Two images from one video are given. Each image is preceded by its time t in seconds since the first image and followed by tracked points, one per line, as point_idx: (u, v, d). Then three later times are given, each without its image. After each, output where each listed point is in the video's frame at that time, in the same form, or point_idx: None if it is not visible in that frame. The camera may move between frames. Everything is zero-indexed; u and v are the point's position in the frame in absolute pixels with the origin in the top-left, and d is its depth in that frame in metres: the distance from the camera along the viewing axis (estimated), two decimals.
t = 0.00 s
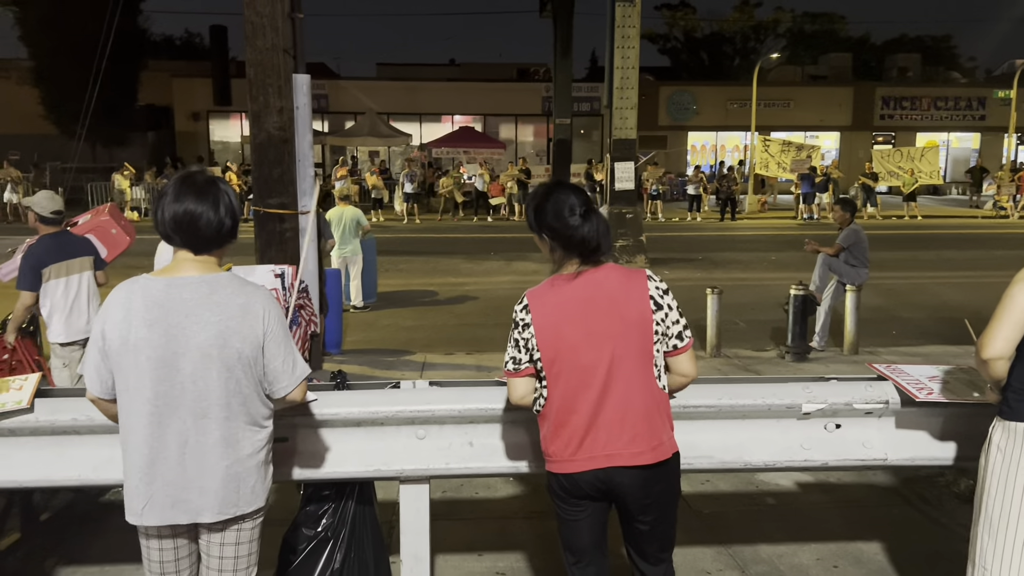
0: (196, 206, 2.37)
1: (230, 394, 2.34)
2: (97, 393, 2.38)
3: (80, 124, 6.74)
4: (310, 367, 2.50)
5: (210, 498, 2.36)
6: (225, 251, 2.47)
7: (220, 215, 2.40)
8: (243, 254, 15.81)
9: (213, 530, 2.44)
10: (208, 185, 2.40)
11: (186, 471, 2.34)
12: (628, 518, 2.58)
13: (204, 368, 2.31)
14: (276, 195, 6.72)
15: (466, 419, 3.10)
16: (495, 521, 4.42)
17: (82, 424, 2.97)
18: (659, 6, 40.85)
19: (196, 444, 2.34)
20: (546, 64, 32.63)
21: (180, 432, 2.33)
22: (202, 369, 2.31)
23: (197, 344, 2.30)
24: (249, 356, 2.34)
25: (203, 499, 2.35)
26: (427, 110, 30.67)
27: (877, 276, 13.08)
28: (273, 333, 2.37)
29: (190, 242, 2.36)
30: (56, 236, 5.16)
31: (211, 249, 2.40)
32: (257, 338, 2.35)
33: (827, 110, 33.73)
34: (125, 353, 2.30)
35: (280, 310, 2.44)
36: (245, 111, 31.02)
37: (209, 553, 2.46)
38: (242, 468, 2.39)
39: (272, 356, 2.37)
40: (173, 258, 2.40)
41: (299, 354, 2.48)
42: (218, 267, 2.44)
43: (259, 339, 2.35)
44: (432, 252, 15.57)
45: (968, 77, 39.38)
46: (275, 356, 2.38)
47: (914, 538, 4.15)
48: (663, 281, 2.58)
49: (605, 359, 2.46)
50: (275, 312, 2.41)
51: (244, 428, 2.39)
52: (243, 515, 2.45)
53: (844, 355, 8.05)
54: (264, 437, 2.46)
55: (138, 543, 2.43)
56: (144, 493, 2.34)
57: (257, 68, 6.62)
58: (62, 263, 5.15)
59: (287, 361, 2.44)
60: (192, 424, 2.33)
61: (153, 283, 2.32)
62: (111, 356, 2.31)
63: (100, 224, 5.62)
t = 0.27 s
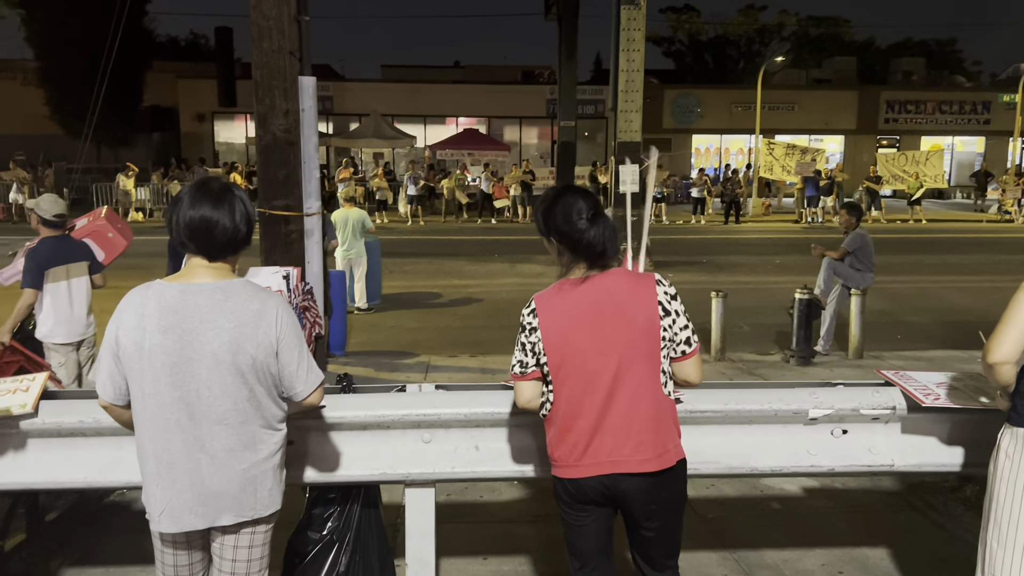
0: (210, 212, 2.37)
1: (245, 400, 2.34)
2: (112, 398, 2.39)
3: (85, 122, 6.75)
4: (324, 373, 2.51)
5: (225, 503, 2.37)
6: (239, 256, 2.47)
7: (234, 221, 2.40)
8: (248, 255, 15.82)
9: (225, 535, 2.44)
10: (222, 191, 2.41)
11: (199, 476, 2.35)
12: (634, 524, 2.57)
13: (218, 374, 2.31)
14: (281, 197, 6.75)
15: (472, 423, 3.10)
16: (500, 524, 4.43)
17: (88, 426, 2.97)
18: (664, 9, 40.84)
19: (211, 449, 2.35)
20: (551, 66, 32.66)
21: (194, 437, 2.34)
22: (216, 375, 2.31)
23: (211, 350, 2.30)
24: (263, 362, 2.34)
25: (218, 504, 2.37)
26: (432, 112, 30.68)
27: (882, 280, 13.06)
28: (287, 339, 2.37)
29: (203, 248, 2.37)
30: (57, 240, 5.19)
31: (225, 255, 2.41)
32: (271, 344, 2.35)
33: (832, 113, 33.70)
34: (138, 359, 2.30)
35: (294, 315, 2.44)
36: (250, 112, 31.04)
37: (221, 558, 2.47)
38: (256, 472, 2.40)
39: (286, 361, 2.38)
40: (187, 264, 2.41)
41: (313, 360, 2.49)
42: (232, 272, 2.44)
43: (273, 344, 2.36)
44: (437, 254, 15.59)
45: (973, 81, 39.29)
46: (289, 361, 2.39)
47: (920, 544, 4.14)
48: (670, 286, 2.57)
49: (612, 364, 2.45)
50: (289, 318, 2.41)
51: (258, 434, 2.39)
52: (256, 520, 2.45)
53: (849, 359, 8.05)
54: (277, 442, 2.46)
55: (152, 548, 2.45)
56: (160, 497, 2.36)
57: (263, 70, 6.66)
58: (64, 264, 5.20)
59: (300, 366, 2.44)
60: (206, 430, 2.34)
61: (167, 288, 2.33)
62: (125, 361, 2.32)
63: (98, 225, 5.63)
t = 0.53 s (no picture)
0: (217, 212, 2.37)
1: (256, 401, 2.35)
2: (124, 400, 2.40)
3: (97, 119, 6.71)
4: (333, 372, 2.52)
5: (237, 503, 2.38)
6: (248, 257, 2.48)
7: (242, 221, 2.41)
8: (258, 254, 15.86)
9: (236, 536, 2.45)
10: (229, 193, 2.41)
11: (210, 478, 2.36)
12: (643, 526, 2.57)
13: (229, 374, 2.32)
14: (290, 197, 6.77)
15: (480, 422, 3.10)
16: (508, 524, 4.43)
17: (99, 425, 2.98)
18: (675, 8, 40.74)
19: (223, 450, 2.36)
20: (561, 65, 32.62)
21: (206, 438, 2.35)
22: (227, 375, 2.32)
23: (222, 350, 2.31)
24: (274, 361, 2.35)
25: (230, 504, 2.38)
26: (441, 112, 30.70)
27: (893, 280, 12.99)
28: (297, 338, 2.38)
29: (213, 250, 2.37)
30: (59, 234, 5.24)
31: (235, 255, 2.41)
32: (282, 344, 2.36)
33: (843, 113, 33.53)
34: (150, 360, 2.31)
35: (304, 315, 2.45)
36: (260, 111, 31.10)
37: (232, 558, 2.48)
38: (268, 472, 2.41)
39: (297, 361, 2.39)
40: (196, 266, 2.42)
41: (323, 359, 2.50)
42: (241, 274, 2.45)
43: (284, 344, 2.37)
44: (446, 253, 15.59)
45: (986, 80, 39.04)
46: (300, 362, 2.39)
47: (930, 546, 4.12)
48: (681, 288, 2.56)
49: (623, 367, 2.45)
50: (299, 318, 2.42)
51: (270, 434, 2.40)
52: (267, 520, 2.46)
53: (859, 361, 8.01)
54: (288, 442, 2.47)
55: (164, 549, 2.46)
56: (172, 499, 2.37)
57: (274, 70, 6.66)
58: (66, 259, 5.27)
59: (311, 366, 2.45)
60: (217, 429, 2.35)
61: (178, 290, 2.34)
62: (137, 363, 2.33)
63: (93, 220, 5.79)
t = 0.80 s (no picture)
0: (224, 205, 2.38)
1: (264, 392, 2.38)
2: (129, 393, 2.40)
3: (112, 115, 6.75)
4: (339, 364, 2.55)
5: (244, 494, 2.40)
6: (254, 251, 2.50)
7: (248, 214, 2.41)
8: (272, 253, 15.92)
9: (244, 528, 2.47)
10: (234, 185, 2.41)
11: (218, 468, 2.38)
12: (652, 523, 2.57)
13: (238, 364, 2.34)
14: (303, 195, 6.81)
15: (489, 418, 3.11)
16: (518, 521, 4.43)
17: (111, 419, 3.01)
18: (689, 6, 40.58)
19: (230, 442, 2.37)
20: (574, 64, 32.54)
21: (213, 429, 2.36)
22: (235, 364, 2.34)
23: (231, 342, 2.33)
24: (281, 351, 2.38)
25: (237, 496, 2.40)
26: (455, 110, 30.71)
27: (909, 279, 12.88)
28: (303, 328, 2.41)
29: (220, 243, 2.38)
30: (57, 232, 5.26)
31: (241, 249, 2.43)
32: (290, 336, 2.39)
33: (859, 111, 33.27)
34: (157, 353, 2.32)
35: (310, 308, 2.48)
36: (275, 110, 31.19)
37: (239, 550, 2.50)
38: (276, 463, 2.43)
39: (304, 352, 2.42)
40: (203, 259, 2.42)
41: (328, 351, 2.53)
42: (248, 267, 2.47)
43: (291, 336, 2.39)
44: (459, 252, 15.60)
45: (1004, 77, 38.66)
46: (306, 351, 2.43)
47: (943, 545, 4.09)
48: (692, 284, 2.55)
49: (633, 362, 2.44)
50: (306, 309, 2.45)
51: (277, 425, 2.43)
52: (274, 511, 2.49)
53: (873, 359, 7.96)
54: (295, 433, 2.50)
55: (170, 541, 2.48)
56: (178, 491, 2.38)
57: (286, 68, 6.71)
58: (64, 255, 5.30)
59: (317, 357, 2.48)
60: (225, 420, 2.36)
61: (185, 282, 2.35)
62: (145, 355, 2.33)
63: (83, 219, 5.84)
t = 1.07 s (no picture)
0: (237, 199, 2.38)
1: (275, 383, 2.37)
2: (145, 384, 2.42)
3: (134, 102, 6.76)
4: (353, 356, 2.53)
5: (257, 485, 2.41)
6: (268, 244, 2.49)
7: (260, 208, 2.41)
8: (293, 250, 16.01)
9: (259, 518, 2.50)
10: (248, 180, 2.41)
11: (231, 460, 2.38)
12: (669, 517, 2.57)
13: (250, 356, 2.34)
14: (324, 190, 6.84)
15: (505, 411, 3.12)
16: (535, 515, 4.44)
17: (134, 410, 3.05)
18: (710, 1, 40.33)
19: (242, 434, 2.38)
20: (595, 60, 32.46)
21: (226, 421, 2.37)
22: (248, 357, 2.34)
23: (244, 334, 2.33)
24: (294, 344, 2.38)
25: (250, 486, 2.41)
26: (475, 107, 30.75)
27: (932, 276, 12.74)
28: (316, 321, 2.41)
29: (233, 237, 2.38)
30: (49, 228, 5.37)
31: (254, 241, 2.42)
32: (302, 328, 2.38)
33: (882, 107, 32.95)
34: (171, 344, 2.33)
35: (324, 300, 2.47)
36: (296, 108, 31.34)
37: (255, 539, 2.53)
38: (288, 455, 2.44)
39: (317, 344, 2.41)
40: (217, 252, 2.43)
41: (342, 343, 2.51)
42: (263, 259, 2.46)
43: (303, 328, 2.39)
44: (478, 248, 15.61)
45: None
46: (319, 344, 2.42)
47: (964, 542, 4.05)
48: (711, 278, 2.54)
49: (651, 357, 2.43)
50: (319, 302, 2.44)
51: (290, 417, 2.43)
52: (288, 502, 2.50)
53: (895, 357, 7.88)
54: (308, 425, 2.50)
55: (188, 530, 2.51)
56: (192, 481, 2.40)
57: (307, 66, 6.77)
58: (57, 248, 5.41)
59: (329, 350, 2.48)
60: (237, 412, 2.37)
61: (199, 274, 2.36)
62: (159, 346, 2.34)
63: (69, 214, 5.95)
